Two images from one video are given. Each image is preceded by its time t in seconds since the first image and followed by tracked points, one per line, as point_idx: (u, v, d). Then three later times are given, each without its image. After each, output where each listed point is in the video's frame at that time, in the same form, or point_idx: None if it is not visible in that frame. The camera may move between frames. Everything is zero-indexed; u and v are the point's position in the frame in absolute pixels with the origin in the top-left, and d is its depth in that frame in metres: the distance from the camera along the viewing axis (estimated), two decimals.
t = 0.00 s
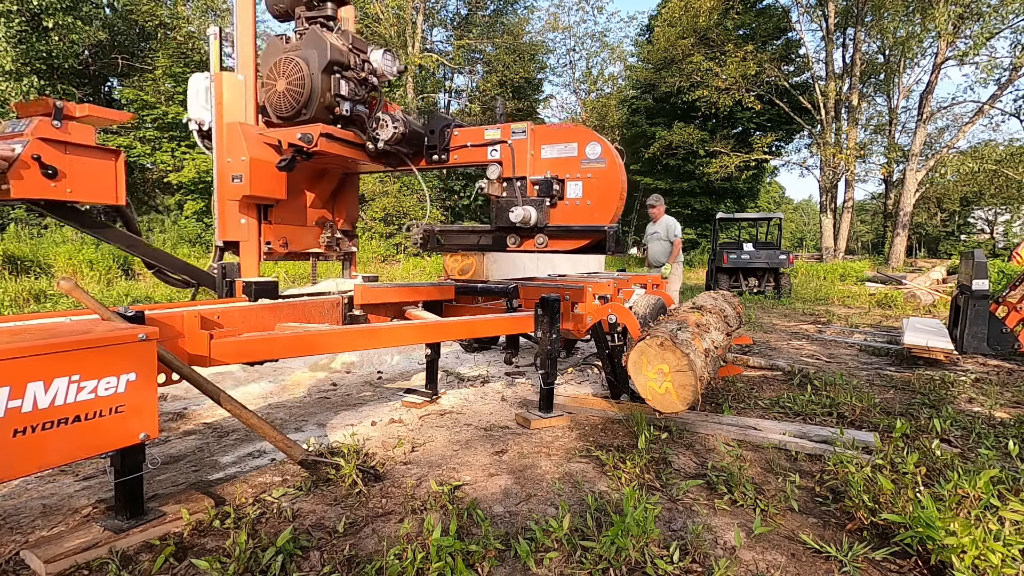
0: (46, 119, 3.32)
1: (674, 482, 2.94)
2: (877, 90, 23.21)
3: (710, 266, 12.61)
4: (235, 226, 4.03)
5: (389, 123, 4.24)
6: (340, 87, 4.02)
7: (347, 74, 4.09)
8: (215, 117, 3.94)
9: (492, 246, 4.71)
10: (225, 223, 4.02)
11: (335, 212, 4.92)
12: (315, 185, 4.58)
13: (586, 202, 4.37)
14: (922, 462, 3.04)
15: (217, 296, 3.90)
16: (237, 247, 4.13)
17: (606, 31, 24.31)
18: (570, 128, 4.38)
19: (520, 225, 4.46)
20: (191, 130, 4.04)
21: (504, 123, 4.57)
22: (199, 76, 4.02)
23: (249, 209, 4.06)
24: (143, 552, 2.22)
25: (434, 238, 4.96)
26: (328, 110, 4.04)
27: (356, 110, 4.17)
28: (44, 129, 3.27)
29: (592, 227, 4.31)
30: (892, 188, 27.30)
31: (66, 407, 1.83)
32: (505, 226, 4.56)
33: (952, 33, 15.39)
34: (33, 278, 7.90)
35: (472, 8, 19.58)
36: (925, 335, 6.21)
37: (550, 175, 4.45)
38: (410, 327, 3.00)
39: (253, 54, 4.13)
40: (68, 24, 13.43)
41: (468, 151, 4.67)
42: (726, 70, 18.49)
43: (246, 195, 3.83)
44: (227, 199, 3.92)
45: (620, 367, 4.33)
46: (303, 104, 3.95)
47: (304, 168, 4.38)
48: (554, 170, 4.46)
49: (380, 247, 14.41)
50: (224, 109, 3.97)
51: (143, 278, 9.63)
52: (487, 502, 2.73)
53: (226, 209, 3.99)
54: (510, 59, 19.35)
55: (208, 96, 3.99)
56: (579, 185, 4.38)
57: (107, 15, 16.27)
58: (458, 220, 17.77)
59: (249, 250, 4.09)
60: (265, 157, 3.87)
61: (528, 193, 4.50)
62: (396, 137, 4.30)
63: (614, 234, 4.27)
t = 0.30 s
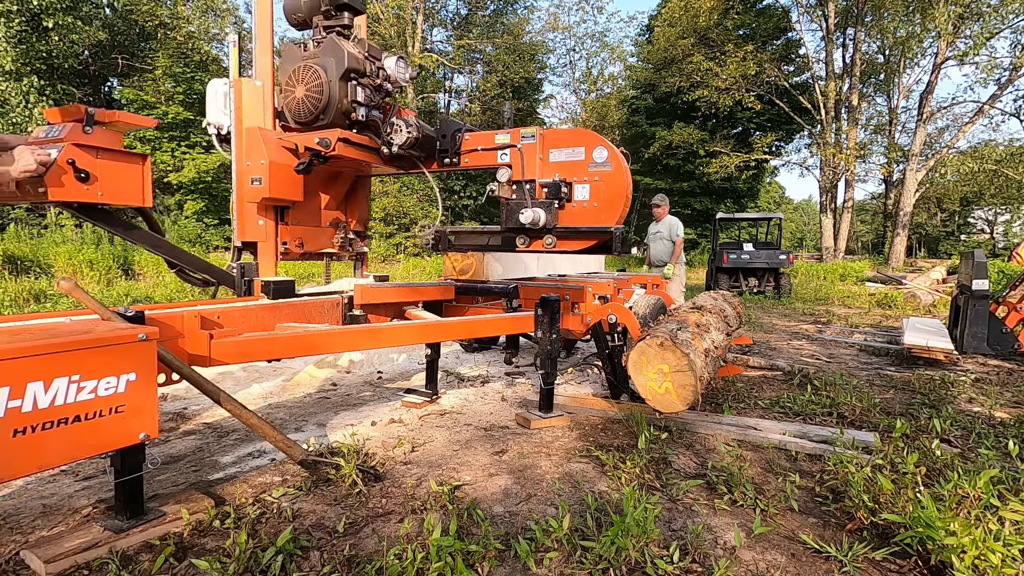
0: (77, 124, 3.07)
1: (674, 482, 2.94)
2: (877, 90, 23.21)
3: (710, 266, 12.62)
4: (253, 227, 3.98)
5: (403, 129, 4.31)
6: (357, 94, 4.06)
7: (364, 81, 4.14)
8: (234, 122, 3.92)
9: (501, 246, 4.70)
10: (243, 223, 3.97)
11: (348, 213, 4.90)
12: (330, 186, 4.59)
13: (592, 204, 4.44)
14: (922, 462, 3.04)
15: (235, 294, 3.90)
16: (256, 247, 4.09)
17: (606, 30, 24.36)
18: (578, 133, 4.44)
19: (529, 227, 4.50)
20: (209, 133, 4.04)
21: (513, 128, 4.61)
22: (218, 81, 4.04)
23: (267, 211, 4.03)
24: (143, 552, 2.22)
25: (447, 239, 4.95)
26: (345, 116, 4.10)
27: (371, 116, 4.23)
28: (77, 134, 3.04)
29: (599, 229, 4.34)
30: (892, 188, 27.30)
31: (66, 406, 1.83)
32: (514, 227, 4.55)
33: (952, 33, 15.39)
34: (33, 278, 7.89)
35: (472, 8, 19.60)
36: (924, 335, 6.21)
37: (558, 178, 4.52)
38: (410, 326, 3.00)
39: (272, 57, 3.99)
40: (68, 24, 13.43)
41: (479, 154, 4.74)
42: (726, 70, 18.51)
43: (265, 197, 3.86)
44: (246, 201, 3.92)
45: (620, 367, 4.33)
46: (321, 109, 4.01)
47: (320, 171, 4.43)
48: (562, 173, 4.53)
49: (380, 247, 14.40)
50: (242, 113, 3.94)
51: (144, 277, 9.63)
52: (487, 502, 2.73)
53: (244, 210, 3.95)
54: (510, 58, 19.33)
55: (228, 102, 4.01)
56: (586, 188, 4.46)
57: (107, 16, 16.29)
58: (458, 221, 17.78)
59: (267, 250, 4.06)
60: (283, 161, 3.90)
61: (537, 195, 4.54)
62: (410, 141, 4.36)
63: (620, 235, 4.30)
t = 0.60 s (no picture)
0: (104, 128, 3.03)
1: (674, 482, 2.94)
2: (877, 90, 23.22)
3: (710, 266, 12.62)
4: (269, 228, 3.97)
5: (414, 133, 4.41)
6: (370, 99, 4.13)
7: (377, 87, 4.19)
8: (249, 126, 3.88)
9: (509, 247, 4.72)
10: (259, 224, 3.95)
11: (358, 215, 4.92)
12: (342, 189, 4.63)
13: (598, 206, 4.47)
14: (922, 462, 3.04)
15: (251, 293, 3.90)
16: (271, 248, 4.06)
17: (606, 31, 24.41)
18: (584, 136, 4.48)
19: (538, 228, 4.53)
20: (225, 138, 3.97)
21: (522, 132, 4.69)
22: (233, 86, 3.99)
23: (281, 212, 4.02)
24: (143, 552, 2.22)
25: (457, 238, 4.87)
26: (358, 121, 4.15)
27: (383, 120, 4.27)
28: (104, 139, 2.99)
29: (605, 230, 4.38)
30: (892, 188, 27.30)
31: (66, 407, 1.83)
32: (522, 228, 4.60)
33: (952, 33, 15.39)
34: (33, 278, 7.90)
35: (473, 7, 19.59)
36: (925, 334, 6.21)
37: (565, 180, 4.53)
38: (410, 327, 3.00)
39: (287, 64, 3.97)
40: (68, 24, 13.42)
41: (488, 158, 4.81)
42: (726, 70, 18.53)
43: (281, 199, 3.87)
44: (261, 203, 3.90)
45: (620, 367, 4.33)
46: (336, 114, 4.04)
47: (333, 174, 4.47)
48: (569, 176, 4.55)
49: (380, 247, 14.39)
50: (258, 117, 3.88)
51: (143, 277, 9.63)
52: (487, 502, 2.73)
53: (259, 212, 3.91)
54: (510, 58, 19.31)
55: (243, 105, 3.95)
56: (592, 191, 4.49)
57: (107, 15, 16.31)
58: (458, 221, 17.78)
59: (282, 250, 4.05)
60: (298, 163, 3.92)
61: (544, 197, 4.59)
62: (420, 144, 4.46)
63: (625, 235, 4.34)
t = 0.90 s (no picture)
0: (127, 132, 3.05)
1: (674, 482, 2.94)
2: (877, 90, 23.22)
3: (710, 266, 12.63)
4: (282, 228, 4.07)
5: (425, 136, 4.40)
6: (383, 104, 4.14)
7: (388, 91, 4.22)
8: (264, 130, 4.01)
9: (516, 247, 4.72)
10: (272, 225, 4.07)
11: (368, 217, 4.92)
12: (353, 190, 4.64)
13: (603, 207, 4.53)
14: (922, 462, 3.04)
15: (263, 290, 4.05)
16: (283, 248, 4.16)
17: (606, 31, 24.45)
18: (590, 140, 4.54)
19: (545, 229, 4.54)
20: (239, 141, 4.18)
21: (528, 135, 4.68)
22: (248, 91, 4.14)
23: (294, 213, 4.11)
24: (143, 552, 2.22)
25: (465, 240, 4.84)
26: (371, 125, 4.18)
27: (394, 124, 4.29)
28: (128, 143, 3.02)
29: (608, 231, 4.43)
30: (892, 188, 27.30)
31: (66, 407, 1.83)
32: (529, 229, 4.62)
33: (952, 33, 15.38)
34: (33, 278, 7.90)
35: (472, 7, 19.59)
36: (925, 335, 6.22)
37: (570, 183, 4.61)
38: (411, 327, 3.00)
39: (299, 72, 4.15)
40: (68, 25, 13.43)
41: (496, 160, 4.83)
42: (726, 70, 18.54)
43: (295, 201, 3.95)
44: (275, 204, 4.01)
45: (620, 367, 4.33)
46: (350, 119, 4.09)
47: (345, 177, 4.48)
48: (575, 179, 4.62)
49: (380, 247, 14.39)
50: (273, 121, 4.03)
51: (144, 277, 9.62)
52: (487, 502, 2.73)
53: (273, 213, 4.03)
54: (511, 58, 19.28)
55: (258, 110, 4.14)
56: (597, 193, 4.55)
57: (106, 15, 16.32)
58: (458, 221, 17.78)
59: (294, 251, 4.13)
60: (311, 166, 3.99)
61: (551, 199, 4.63)
62: (431, 147, 4.44)
63: (628, 236, 4.39)
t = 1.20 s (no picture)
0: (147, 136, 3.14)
1: (674, 482, 2.94)
2: (877, 90, 23.23)
3: (710, 266, 12.64)
4: (294, 229, 4.14)
5: (434, 139, 4.44)
6: (393, 108, 4.22)
7: (399, 96, 4.29)
8: (276, 133, 4.07)
9: (522, 247, 4.77)
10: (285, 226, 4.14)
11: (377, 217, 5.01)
12: (362, 191, 4.71)
13: (609, 209, 4.55)
14: (922, 462, 3.04)
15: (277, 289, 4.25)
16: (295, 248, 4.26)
17: (606, 31, 24.48)
18: (595, 142, 4.56)
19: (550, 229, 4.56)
20: (253, 145, 4.15)
21: (535, 138, 4.77)
22: (260, 95, 4.15)
23: (306, 214, 4.17)
24: (143, 552, 2.22)
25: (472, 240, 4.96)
26: (382, 128, 4.24)
27: (404, 128, 4.36)
28: (148, 146, 3.10)
29: (613, 231, 4.43)
30: (892, 188, 27.31)
31: (66, 406, 1.83)
32: (535, 229, 4.64)
33: (952, 33, 15.39)
34: (33, 279, 7.91)
35: (473, 8, 19.58)
36: (925, 335, 6.22)
37: (576, 185, 4.62)
38: (410, 327, 3.00)
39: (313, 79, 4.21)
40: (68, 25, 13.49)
41: (502, 163, 4.88)
42: (726, 70, 18.54)
43: (308, 202, 4.03)
44: (287, 206, 4.08)
45: (620, 367, 4.33)
46: (362, 122, 4.13)
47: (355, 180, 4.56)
48: (581, 181, 4.63)
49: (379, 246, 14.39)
50: (286, 124, 4.08)
51: (144, 277, 9.62)
52: (487, 502, 2.73)
53: (285, 215, 4.11)
54: (511, 58, 19.26)
55: (270, 113, 4.12)
56: (602, 195, 4.57)
57: (106, 15, 16.32)
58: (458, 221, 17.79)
59: (306, 251, 4.20)
60: (324, 168, 4.08)
61: (556, 201, 4.67)
62: (439, 150, 4.48)
63: (634, 237, 4.39)
